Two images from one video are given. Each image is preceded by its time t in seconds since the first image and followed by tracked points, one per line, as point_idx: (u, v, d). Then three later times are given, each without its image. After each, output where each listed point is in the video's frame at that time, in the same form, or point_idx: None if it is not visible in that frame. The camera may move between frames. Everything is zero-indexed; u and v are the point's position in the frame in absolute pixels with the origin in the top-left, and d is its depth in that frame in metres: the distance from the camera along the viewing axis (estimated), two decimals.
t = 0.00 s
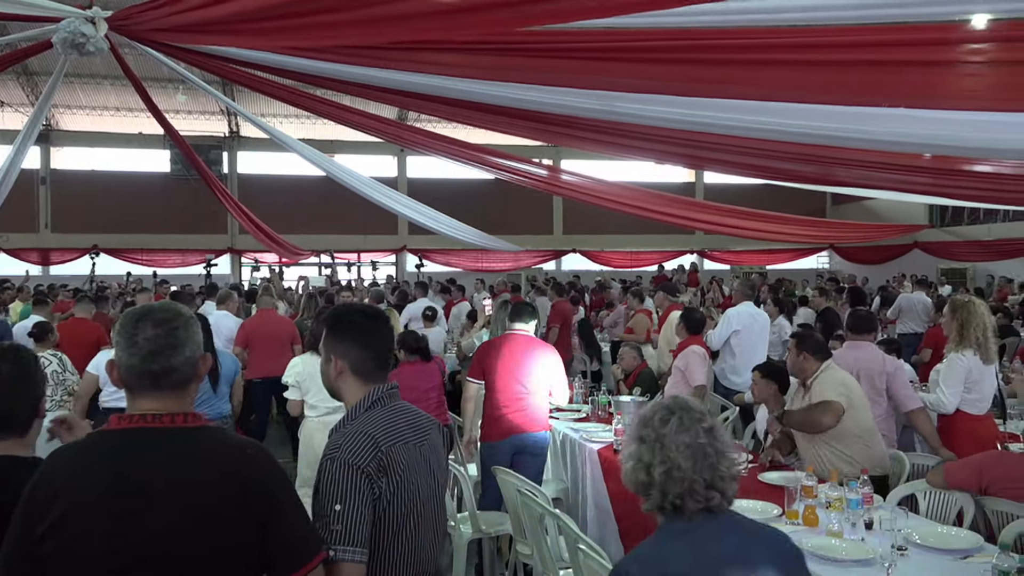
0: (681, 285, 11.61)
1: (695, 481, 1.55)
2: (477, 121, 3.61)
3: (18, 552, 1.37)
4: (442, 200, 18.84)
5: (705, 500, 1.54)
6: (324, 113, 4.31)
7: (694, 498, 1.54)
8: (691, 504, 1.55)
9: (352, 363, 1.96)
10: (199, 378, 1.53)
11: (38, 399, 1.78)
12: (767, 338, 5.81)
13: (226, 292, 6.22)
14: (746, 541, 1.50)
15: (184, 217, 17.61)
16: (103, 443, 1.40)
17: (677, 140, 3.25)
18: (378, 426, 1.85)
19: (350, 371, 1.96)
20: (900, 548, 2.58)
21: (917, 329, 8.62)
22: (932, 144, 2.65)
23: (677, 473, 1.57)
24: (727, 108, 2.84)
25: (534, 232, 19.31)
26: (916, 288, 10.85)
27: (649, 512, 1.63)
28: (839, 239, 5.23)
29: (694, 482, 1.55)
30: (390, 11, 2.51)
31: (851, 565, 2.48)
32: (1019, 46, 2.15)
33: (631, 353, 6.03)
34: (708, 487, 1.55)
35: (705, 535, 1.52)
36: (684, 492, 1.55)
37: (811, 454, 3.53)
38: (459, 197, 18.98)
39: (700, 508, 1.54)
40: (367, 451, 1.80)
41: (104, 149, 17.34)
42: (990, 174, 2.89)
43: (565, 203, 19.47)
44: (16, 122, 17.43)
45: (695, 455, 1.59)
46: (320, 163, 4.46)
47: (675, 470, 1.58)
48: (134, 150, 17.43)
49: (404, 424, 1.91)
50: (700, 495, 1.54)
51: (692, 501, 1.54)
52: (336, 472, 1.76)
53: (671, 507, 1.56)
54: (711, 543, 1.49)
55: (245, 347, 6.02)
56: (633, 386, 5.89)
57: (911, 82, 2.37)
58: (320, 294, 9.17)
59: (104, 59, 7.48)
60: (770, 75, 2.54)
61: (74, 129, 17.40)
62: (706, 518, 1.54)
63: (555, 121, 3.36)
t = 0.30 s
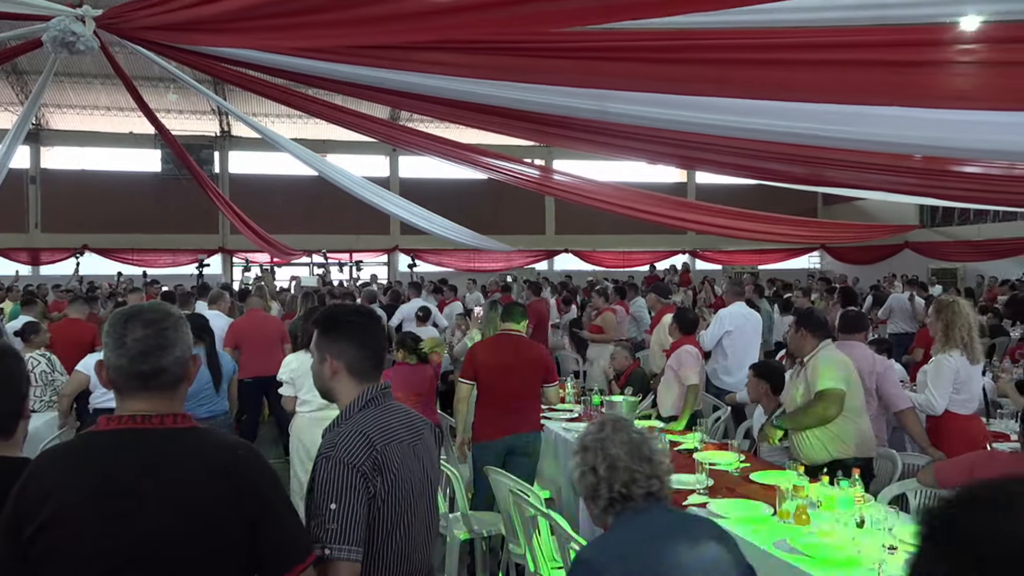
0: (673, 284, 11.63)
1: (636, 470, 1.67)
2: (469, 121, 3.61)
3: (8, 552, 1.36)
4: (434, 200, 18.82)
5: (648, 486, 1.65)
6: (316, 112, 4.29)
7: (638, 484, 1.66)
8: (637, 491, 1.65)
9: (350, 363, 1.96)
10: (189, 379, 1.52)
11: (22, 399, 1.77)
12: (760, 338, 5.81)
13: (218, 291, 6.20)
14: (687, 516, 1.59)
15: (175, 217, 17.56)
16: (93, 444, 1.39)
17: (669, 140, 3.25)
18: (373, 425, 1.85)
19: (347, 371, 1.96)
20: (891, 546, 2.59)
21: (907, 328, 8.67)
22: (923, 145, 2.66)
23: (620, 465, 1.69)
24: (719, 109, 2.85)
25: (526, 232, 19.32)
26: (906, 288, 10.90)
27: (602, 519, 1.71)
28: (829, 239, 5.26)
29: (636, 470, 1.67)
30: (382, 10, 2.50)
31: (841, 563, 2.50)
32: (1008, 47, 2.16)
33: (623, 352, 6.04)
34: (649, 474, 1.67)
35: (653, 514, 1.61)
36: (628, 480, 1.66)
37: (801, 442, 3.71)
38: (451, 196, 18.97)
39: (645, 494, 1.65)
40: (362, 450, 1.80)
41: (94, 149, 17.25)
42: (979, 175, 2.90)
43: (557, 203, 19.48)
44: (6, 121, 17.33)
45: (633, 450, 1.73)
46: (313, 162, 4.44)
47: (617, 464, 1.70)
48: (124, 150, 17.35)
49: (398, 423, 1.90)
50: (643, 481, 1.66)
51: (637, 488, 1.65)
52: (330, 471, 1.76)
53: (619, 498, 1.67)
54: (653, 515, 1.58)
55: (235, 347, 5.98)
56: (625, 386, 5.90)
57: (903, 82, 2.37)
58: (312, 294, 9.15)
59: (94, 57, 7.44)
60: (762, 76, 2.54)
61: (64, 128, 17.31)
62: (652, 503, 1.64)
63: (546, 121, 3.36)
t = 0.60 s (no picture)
0: (666, 284, 11.64)
1: (583, 450, 1.85)
2: (462, 121, 3.60)
3: None
4: (427, 200, 18.81)
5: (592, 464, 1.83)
6: (308, 112, 4.27)
7: (582, 463, 1.84)
8: (581, 469, 1.84)
9: (357, 360, 1.97)
10: (180, 379, 1.51)
11: (15, 399, 1.76)
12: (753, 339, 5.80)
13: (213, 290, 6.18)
14: (623, 498, 1.78)
15: (168, 217, 17.52)
16: (81, 448, 1.38)
17: (662, 141, 3.26)
18: (371, 423, 1.85)
19: (354, 368, 1.96)
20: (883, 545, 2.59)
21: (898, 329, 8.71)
22: (916, 145, 2.66)
23: (568, 443, 1.88)
24: (712, 109, 2.85)
25: (520, 232, 19.33)
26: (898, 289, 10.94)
27: (552, 480, 1.94)
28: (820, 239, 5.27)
29: (581, 451, 1.85)
30: (374, 8, 2.50)
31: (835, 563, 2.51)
32: (999, 47, 2.16)
33: (615, 353, 6.05)
34: (593, 454, 1.84)
35: (593, 488, 1.80)
36: (573, 459, 1.85)
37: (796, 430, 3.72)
38: (445, 197, 18.95)
39: (587, 473, 1.83)
40: (361, 448, 1.80)
41: (86, 148, 17.17)
42: (972, 176, 2.90)
43: (550, 204, 19.49)
44: None
45: (584, 429, 1.91)
46: (306, 162, 4.43)
47: (567, 442, 1.89)
48: (116, 149, 17.28)
49: (396, 422, 1.90)
50: (587, 461, 1.84)
51: (581, 467, 1.84)
52: (329, 469, 1.76)
53: (565, 472, 1.86)
54: (589, 491, 1.78)
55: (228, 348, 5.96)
56: (618, 386, 5.91)
57: (896, 83, 2.38)
58: (304, 294, 9.14)
59: (86, 57, 7.41)
60: (755, 76, 2.54)
61: (55, 128, 17.23)
62: (593, 480, 1.82)
63: (540, 120, 3.36)
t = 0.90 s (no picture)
0: (661, 285, 11.65)
1: (548, 428, 2.23)
2: (455, 121, 3.61)
3: None
4: (422, 200, 18.79)
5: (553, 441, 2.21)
6: (301, 112, 4.26)
7: (547, 440, 2.22)
8: (545, 445, 2.22)
9: (361, 360, 1.99)
10: (173, 379, 1.51)
11: (14, 400, 1.77)
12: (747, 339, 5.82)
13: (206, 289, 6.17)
14: (580, 474, 2.18)
15: (161, 217, 17.48)
16: (74, 448, 1.38)
17: (655, 141, 3.26)
18: (374, 421, 1.85)
19: (358, 367, 1.98)
20: (877, 545, 2.59)
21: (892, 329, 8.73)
22: (908, 146, 2.67)
23: (536, 421, 2.25)
24: (706, 110, 2.85)
25: (514, 232, 19.34)
26: (893, 289, 10.96)
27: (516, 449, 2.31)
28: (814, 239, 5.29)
29: (547, 429, 2.22)
30: (368, 7, 2.50)
31: (830, 563, 2.51)
32: (993, 48, 2.16)
33: (610, 353, 6.05)
34: (557, 433, 2.22)
35: (554, 463, 2.18)
36: (539, 435, 2.22)
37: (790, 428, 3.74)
38: (440, 196, 18.94)
39: (552, 448, 2.22)
40: (365, 444, 1.80)
41: (79, 148, 17.11)
42: (965, 176, 2.91)
43: (545, 204, 19.50)
44: None
45: (549, 408, 2.28)
46: (300, 162, 4.42)
47: (534, 420, 2.26)
48: (110, 149, 17.23)
49: (398, 419, 1.91)
50: (551, 438, 2.22)
51: (546, 443, 2.22)
52: (333, 464, 1.76)
53: (530, 444, 2.24)
54: (554, 467, 2.16)
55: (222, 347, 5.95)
56: (612, 387, 5.91)
57: (889, 84, 2.38)
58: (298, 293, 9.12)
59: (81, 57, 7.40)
60: (749, 76, 2.55)
61: (49, 127, 17.16)
62: (555, 456, 2.21)
63: (534, 121, 3.36)
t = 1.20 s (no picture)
0: (658, 285, 11.65)
1: (530, 410, 2.33)
2: (452, 121, 3.60)
3: None
4: (419, 200, 18.78)
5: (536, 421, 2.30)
6: (297, 112, 4.25)
7: (529, 421, 2.31)
8: (526, 426, 2.31)
9: (363, 360, 1.99)
10: (168, 379, 1.51)
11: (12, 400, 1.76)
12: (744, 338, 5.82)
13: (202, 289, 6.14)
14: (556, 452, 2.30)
15: (157, 217, 17.45)
16: (68, 448, 1.37)
17: (652, 141, 3.26)
18: (380, 416, 1.86)
19: (360, 368, 1.98)
20: (873, 545, 2.59)
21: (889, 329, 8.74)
22: (905, 146, 2.68)
23: (519, 404, 2.32)
24: (703, 109, 2.85)
25: (511, 232, 19.34)
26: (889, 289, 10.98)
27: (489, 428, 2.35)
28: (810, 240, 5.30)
29: (528, 411, 2.32)
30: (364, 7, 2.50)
31: (825, 563, 2.50)
32: (989, 50, 2.15)
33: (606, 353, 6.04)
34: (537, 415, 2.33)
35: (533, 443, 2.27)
36: (521, 417, 2.31)
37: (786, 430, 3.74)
38: (437, 196, 18.93)
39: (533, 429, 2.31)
40: (372, 438, 1.81)
41: (75, 147, 17.04)
42: (962, 176, 2.92)
43: (542, 203, 19.50)
44: None
45: (528, 392, 2.37)
46: (296, 162, 4.42)
47: (515, 402, 2.33)
48: (106, 149, 17.16)
49: (401, 415, 1.91)
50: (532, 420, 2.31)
51: (528, 423, 2.31)
52: (343, 458, 1.76)
53: (512, 425, 2.30)
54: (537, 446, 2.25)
55: (219, 346, 5.94)
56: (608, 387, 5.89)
57: (885, 85, 2.39)
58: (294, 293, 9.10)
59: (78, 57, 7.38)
60: (746, 77, 2.55)
61: (44, 127, 17.07)
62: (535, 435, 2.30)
63: (531, 121, 3.36)
